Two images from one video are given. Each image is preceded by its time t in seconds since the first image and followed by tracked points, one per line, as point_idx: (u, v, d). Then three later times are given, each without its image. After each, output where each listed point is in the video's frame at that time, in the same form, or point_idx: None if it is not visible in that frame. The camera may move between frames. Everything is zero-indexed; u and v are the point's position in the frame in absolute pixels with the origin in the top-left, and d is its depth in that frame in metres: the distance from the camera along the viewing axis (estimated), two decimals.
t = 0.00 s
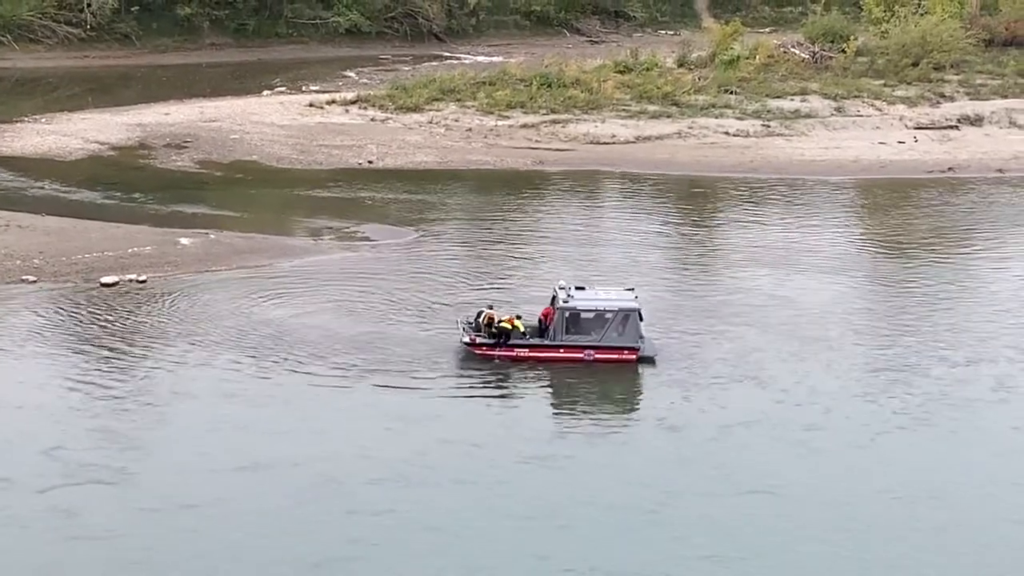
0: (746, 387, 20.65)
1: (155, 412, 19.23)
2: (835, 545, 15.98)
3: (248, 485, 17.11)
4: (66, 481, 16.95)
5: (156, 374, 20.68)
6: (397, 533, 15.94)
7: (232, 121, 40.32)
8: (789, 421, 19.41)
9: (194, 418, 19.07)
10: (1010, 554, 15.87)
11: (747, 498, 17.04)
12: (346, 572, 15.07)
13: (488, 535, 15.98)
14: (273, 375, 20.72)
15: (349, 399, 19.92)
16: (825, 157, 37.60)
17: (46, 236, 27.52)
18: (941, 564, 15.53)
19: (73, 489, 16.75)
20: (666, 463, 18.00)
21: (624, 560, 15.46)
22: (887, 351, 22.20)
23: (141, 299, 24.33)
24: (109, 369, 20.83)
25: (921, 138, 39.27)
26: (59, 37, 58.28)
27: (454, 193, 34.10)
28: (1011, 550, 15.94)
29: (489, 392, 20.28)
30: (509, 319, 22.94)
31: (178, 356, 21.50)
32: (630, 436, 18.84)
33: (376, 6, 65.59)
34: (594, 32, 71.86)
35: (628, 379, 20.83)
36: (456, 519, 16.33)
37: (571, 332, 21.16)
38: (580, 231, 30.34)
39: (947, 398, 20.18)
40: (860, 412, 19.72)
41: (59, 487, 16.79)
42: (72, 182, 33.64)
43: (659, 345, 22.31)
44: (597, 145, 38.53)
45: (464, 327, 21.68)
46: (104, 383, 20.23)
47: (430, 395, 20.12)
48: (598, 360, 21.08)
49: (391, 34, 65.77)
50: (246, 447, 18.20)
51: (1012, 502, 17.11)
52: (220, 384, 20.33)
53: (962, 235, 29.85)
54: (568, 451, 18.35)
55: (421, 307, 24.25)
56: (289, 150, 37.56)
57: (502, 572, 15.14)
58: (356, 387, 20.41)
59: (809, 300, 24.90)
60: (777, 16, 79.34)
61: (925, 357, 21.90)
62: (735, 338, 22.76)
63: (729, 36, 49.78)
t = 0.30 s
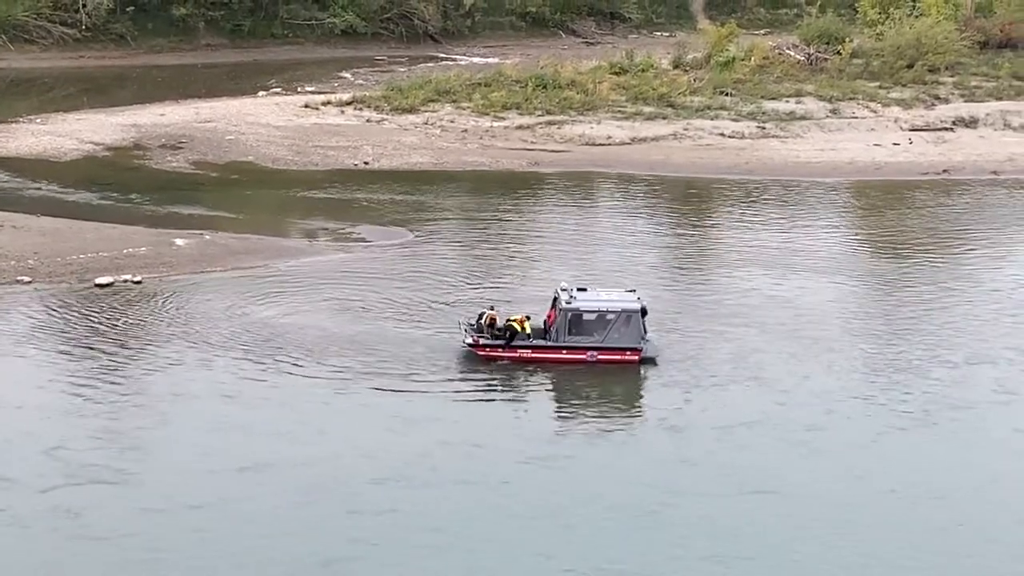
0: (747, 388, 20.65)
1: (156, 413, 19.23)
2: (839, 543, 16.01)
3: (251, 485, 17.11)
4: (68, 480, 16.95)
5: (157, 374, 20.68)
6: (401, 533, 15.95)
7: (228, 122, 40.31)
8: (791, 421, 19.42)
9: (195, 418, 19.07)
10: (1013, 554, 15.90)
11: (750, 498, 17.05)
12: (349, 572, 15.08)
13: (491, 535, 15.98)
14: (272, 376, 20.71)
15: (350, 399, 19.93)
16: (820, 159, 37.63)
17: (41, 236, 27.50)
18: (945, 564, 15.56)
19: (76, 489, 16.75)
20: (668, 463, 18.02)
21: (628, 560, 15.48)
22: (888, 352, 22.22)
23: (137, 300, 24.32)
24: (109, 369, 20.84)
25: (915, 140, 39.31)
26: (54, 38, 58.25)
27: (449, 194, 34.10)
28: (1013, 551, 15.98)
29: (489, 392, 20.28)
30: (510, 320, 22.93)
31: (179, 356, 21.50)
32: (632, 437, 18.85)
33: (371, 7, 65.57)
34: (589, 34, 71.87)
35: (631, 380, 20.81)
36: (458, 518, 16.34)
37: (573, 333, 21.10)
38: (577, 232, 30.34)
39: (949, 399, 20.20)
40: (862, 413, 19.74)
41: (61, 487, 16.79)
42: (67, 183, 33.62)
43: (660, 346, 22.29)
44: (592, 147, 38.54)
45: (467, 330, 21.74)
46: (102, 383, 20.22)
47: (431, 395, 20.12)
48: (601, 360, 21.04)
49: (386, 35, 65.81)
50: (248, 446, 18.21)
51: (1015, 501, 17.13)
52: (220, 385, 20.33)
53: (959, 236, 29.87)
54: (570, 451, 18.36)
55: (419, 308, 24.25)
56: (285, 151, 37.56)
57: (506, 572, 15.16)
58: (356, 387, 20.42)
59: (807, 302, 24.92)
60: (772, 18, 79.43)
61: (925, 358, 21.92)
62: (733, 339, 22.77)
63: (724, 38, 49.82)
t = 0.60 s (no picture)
0: (747, 388, 20.64)
1: (156, 413, 19.20)
2: (842, 543, 16.00)
3: (252, 484, 17.09)
4: (69, 480, 16.91)
5: (157, 374, 20.65)
6: (403, 533, 15.92)
7: (223, 122, 40.28)
8: (791, 421, 19.42)
9: (195, 418, 19.05)
10: (1016, 555, 15.90)
11: (752, 498, 17.05)
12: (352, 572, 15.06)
13: (495, 535, 15.97)
14: (271, 376, 20.69)
15: (350, 399, 19.91)
16: (815, 159, 37.65)
17: (36, 235, 27.47)
18: (947, 565, 15.55)
19: (77, 489, 16.71)
20: (669, 463, 18.01)
21: (631, 560, 15.47)
22: (888, 352, 22.22)
23: (132, 300, 24.27)
24: (108, 369, 20.81)
25: (911, 141, 39.34)
26: (49, 37, 58.21)
27: (444, 194, 34.08)
28: (1017, 551, 15.98)
29: (489, 392, 20.27)
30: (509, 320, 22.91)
31: (178, 356, 21.47)
32: (633, 437, 18.85)
33: (367, 7, 65.52)
34: (585, 34, 71.87)
35: (632, 381, 20.80)
36: (460, 518, 16.32)
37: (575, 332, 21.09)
38: (574, 232, 30.32)
39: (950, 399, 20.20)
40: (862, 412, 19.74)
41: (62, 486, 16.76)
42: (61, 182, 33.57)
43: (661, 346, 22.28)
44: (588, 147, 38.54)
45: (469, 330, 21.69)
46: (101, 383, 20.18)
47: (431, 395, 20.11)
48: (602, 360, 21.02)
49: (382, 35, 65.82)
50: (249, 446, 18.19)
51: (1017, 501, 17.13)
52: (220, 384, 20.30)
53: (956, 237, 29.90)
54: (571, 451, 18.35)
55: (416, 308, 24.23)
56: (280, 150, 37.53)
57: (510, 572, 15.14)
58: (356, 387, 20.39)
59: (806, 302, 24.91)
60: (768, 18, 79.51)
61: (925, 358, 21.93)
62: (732, 339, 22.77)
63: (720, 38, 49.83)
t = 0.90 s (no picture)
0: (746, 388, 20.66)
1: (155, 412, 19.16)
2: (844, 544, 16.00)
3: (253, 484, 17.06)
4: (69, 479, 16.90)
5: (156, 373, 20.62)
6: (405, 532, 15.92)
7: (217, 121, 40.24)
8: (791, 421, 19.42)
9: (195, 417, 19.01)
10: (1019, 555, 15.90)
11: (753, 497, 17.05)
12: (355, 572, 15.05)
13: (496, 534, 15.97)
14: (269, 375, 20.69)
15: (349, 399, 19.88)
16: (809, 160, 37.68)
17: (30, 234, 27.42)
18: (950, 565, 15.57)
19: (78, 488, 16.70)
20: (670, 463, 18.00)
21: (634, 560, 15.46)
22: (887, 352, 22.23)
23: (127, 299, 24.25)
24: (106, 368, 20.76)
25: (904, 141, 39.39)
26: (43, 36, 58.13)
27: (438, 194, 34.04)
28: (1019, 551, 16.00)
29: (489, 391, 20.27)
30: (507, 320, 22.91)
31: (176, 355, 21.43)
32: (632, 437, 18.84)
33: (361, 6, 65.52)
34: (579, 34, 71.87)
35: (634, 381, 20.81)
36: (462, 518, 16.30)
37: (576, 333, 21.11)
38: (569, 232, 30.32)
39: (949, 399, 20.21)
40: (863, 412, 19.74)
41: (62, 486, 16.72)
42: (55, 181, 33.51)
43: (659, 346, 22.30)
44: (582, 147, 38.55)
45: (469, 330, 21.68)
46: (98, 382, 20.16)
47: (431, 395, 20.09)
48: (604, 361, 21.04)
49: (376, 35, 65.79)
50: (249, 446, 18.16)
51: (1018, 501, 17.16)
52: (219, 384, 20.27)
53: (951, 237, 29.94)
54: (573, 450, 18.35)
55: (413, 308, 24.21)
56: (274, 150, 37.50)
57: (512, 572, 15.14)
58: (355, 386, 20.38)
59: (802, 302, 24.94)
60: (762, 19, 79.61)
61: (923, 358, 21.96)
62: (729, 339, 22.77)
63: (714, 39, 49.86)
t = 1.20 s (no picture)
0: (745, 387, 20.69)
1: (154, 410, 19.14)
2: (846, 543, 16.01)
3: (253, 483, 17.04)
4: (70, 478, 16.89)
5: (153, 372, 20.59)
6: (407, 530, 15.91)
7: (210, 120, 40.19)
8: (791, 419, 19.45)
9: (194, 416, 19.00)
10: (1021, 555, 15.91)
11: (755, 496, 17.06)
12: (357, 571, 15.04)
13: (498, 532, 15.97)
14: (268, 374, 20.69)
15: (348, 398, 19.88)
16: (802, 159, 37.70)
17: (22, 233, 27.37)
18: (951, 563, 15.59)
19: (79, 486, 16.69)
20: (671, 461, 18.00)
21: (636, 559, 15.46)
22: (884, 351, 22.25)
23: (122, 298, 24.21)
24: (104, 367, 20.74)
25: (897, 141, 39.43)
26: (35, 34, 58.04)
27: (431, 193, 34.01)
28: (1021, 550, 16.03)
29: (488, 390, 20.27)
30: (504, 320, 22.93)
31: (173, 355, 21.41)
32: (632, 436, 18.83)
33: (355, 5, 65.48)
34: (572, 33, 71.83)
35: (635, 379, 20.83)
36: (464, 517, 16.30)
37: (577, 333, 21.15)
38: (564, 231, 30.31)
39: (948, 398, 20.24)
40: (862, 411, 19.75)
41: (63, 485, 16.71)
42: (47, 180, 33.44)
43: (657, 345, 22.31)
44: (575, 147, 38.55)
45: (468, 330, 21.69)
46: (95, 381, 20.14)
47: (430, 393, 20.09)
48: (604, 360, 21.08)
49: (369, 34, 65.76)
50: (249, 445, 18.15)
51: (1018, 500, 17.19)
52: (217, 383, 20.25)
53: (945, 237, 29.97)
54: (573, 448, 18.36)
55: (409, 307, 24.21)
56: (267, 149, 37.47)
57: (515, 570, 15.15)
58: (354, 385, 20.38)
59: (799, 301, 24.95)
60: (755, 18, 79.67)
61: (920, 357, 21.98)
62: (725, 338, 22.78)
63: (707, 38, 49.86)
